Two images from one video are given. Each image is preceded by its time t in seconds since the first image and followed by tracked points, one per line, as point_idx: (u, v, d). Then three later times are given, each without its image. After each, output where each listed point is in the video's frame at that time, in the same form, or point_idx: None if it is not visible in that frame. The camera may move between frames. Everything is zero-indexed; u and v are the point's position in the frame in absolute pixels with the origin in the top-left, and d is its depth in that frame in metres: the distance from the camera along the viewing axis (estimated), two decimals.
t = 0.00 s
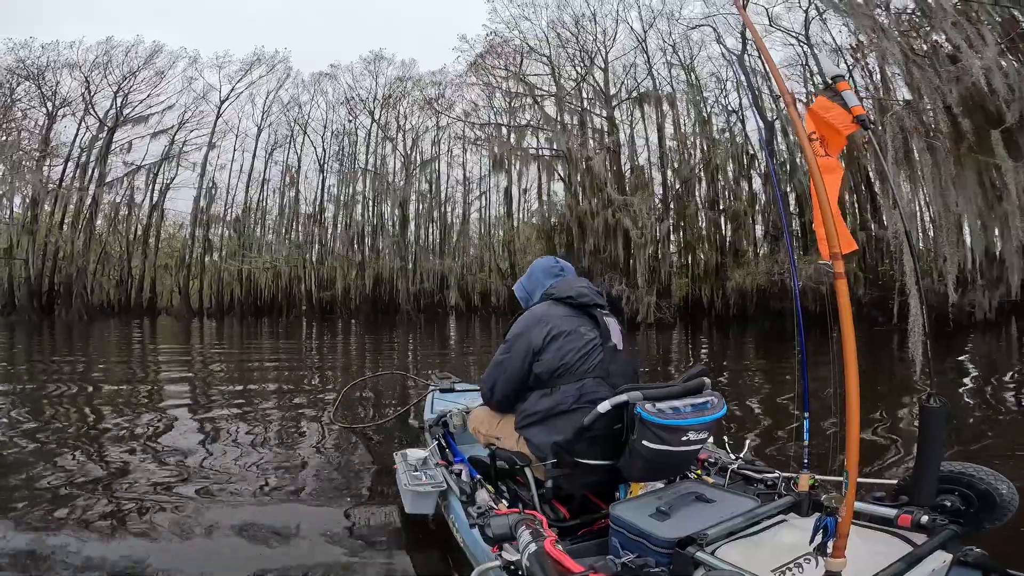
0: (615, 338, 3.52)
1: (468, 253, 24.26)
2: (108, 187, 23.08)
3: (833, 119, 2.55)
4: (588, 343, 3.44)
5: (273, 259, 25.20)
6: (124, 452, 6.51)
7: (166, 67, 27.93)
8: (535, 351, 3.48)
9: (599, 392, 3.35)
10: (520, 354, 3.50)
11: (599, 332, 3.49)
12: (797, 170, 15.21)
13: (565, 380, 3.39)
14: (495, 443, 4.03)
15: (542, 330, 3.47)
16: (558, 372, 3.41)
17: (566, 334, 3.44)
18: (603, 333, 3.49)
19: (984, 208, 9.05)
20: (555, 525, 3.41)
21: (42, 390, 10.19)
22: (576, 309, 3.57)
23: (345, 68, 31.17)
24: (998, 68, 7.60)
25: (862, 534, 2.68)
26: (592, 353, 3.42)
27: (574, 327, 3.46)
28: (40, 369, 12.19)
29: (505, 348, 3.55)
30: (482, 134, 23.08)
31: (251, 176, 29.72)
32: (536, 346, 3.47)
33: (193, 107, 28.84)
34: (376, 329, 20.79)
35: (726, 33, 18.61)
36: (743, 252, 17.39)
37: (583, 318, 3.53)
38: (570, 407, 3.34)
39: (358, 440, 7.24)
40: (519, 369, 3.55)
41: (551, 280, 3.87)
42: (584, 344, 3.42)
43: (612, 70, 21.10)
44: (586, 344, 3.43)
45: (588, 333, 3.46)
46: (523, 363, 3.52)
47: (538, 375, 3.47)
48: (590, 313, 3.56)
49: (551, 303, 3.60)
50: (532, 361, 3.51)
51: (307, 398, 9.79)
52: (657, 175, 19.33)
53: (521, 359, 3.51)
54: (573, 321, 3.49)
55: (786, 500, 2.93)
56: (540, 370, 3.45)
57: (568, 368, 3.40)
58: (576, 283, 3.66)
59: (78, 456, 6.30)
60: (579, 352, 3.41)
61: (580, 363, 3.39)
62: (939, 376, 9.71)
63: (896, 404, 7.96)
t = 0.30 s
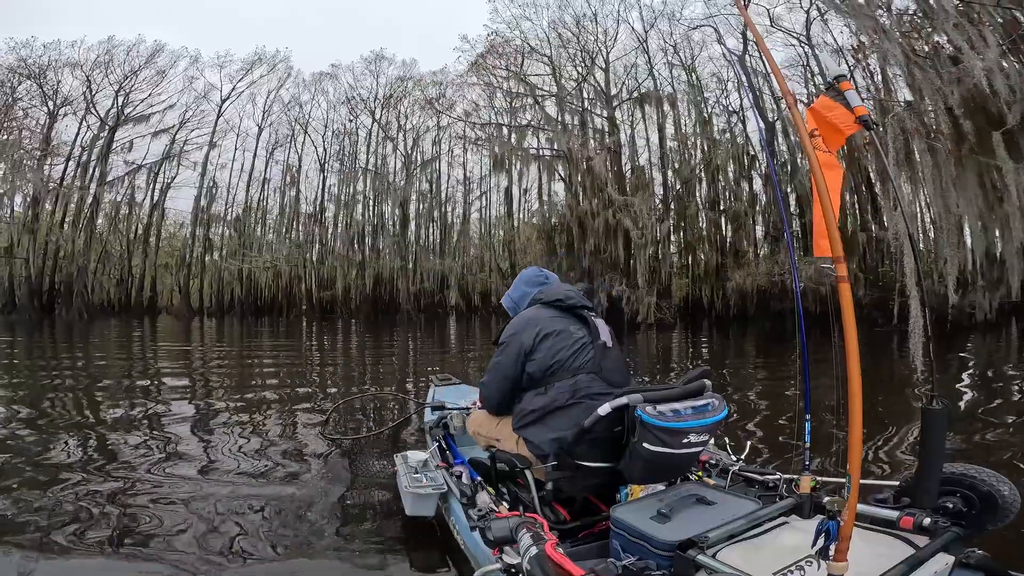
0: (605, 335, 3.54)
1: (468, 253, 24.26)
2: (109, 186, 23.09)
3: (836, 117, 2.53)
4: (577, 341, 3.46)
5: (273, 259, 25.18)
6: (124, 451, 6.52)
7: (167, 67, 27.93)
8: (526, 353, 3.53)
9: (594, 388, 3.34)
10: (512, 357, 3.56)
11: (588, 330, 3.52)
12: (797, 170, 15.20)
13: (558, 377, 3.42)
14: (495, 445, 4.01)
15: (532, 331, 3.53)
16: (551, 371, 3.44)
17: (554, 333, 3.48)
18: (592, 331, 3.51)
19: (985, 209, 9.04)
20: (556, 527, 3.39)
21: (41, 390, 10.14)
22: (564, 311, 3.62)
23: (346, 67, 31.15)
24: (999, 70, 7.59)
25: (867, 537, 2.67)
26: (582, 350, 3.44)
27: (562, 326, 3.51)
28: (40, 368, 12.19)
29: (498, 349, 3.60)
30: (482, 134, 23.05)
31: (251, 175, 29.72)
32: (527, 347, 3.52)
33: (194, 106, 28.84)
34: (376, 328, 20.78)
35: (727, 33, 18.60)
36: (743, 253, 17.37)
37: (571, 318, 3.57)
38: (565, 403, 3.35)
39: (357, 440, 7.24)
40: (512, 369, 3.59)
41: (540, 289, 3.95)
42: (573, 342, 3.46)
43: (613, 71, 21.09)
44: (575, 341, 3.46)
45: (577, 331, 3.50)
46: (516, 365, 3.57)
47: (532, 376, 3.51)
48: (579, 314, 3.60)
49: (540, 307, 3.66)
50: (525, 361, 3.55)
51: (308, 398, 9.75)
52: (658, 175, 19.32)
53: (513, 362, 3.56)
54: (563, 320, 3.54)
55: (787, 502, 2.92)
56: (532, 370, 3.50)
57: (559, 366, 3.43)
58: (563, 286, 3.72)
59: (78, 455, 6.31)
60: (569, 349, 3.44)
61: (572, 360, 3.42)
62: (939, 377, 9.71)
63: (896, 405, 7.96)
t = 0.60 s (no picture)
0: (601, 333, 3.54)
1: (468, 254, 24.28)
2: (109, 187, 23.10)
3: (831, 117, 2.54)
4: (573, 339, 3.47)
5: (273, 259, 25.19)
6: (126, 450, 6.53)
7: (168, 67, 27.94)
8: (524, 354, 3.54)
9: (594, 384, 3.32)
10: (510, 358, 3.57)
11: (584, 329, 3.53)
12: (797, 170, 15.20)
13: (557, 374, 3.42)
14: (496, 445, 4.02)
15: (526, 332, 3.55)
16: (549, 370, 3.45)
17: (550, 334, 3.50)
18: (588, 331, 3.52)
19: (985, 209, 9.04)
20: (557, 526, 3.39)
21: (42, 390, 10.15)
22: (559, 311, 3.63)
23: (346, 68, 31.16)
24: (1001, 70, 7.57)
25: (868, 536, 2.67)
26: (579, 348, 3.45)
27: (558, 326, 3.52)
28: (41, 368, 12.19)
29: (497, 350, 3.63)
30: (482, 134, 23.04)
31: (252, 176, 29.74)
32: (524, 348, 3.53)
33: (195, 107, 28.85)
34: (377, 329, 20.81)
35: (727, 34, 18.60)
36: (744, 253, 17.38)
37: (567, 318, 3.58)
38: (565, 399, 3.35)
39: (358, 440, 7.25)
40: (510, 371, 3.60)
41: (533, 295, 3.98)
42: (569, 341, 3.46)
43: (612, 71, 21.10)
44: (571, 340, 3.47)
45: (572, 331, 3.51)
46: (514, 366, 3.58)
47: (530, 376, 3.52)
48: (574, 314, 3.61)
49: (535, 309, 3.69)
50: (523, 362, 3.56)
51: (309, 399, 9.74)
52: (658, 175, 19.34)
53: (511, 363, 3.58)
54: (558, 320, 3.56)
55: (788, 500, 2.92)
56: (530, 370, 3.51)
57: (557, 364, 3.43)
58: (557, 290, 3.75)
59: (81, 454, 6.32)
60: (565, 348, 3.44)
61: (569, 357, 3.42)
62: (939, 376, 9.73)
63: (896, 405, 7.96)
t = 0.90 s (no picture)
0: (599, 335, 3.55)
1: (469, 254, 24.30)
2: (110, 187, 23.13)
3: (835, 118, 2.54)
4: (572, 340, 3.48)
5: (273, 259, 25.20)
6: (127, 451, 6.54)
7: (168, 68, 27.95)
8: (522, 354, 3.54)
9: (592, 383, 3.32)
10: (509, 358, 3.56)
11: (582, 331, 3.54)
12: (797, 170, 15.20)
13: (556, 374, 3.41)
14: (494, 445, 4.02)
15: (526, 333, 3.55)
16: (548, 369, 3.44)
17: (550, 333, 3.50)
18: (586, 333, 3.54)
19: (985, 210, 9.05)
20: (554, 528, 3.39)
21: (43, 390, 10.15)
22: (557, 313, 3.65)
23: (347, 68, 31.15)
24: (1001, 70, 7.57)
25: (865, 539, 2.69)
26: (578, 348, 3.45)
27: (557, 326, 3.53)
28: (42, 369, 12.19)
29: (495, 351, 3.61)
30: (483, 134, 23.04)
31: (252, 176, 29.75)
32: (523, 347, 3.53)
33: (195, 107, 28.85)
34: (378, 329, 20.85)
35: (728, 34, 18.61)
36: (744, 253, 17.39)
37: (565, 320, 3.60)
38: (564, 399, 3.34)
39: (358, 440, 7.25)
40: (509, 372, 3.59)
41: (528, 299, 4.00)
42: (568, 341, 3.47)
43: (613, 71, 21.12)
44: (570, 341, 3.48)
45: (571, 331, 3.52)
46: (512, 366, 3.57)
47: (529, 376, 3.51)
48: (572, 317, 3.63)
49: (533, 311, 3.70)
50: (522, 363, 3.56)
51: (309, 399, 9.74)
52: (658, 175, 19.35)
53: (509, 363, 3.57)
54: (557, 321, 3.57)
55: (786, 503, 2.92)
56: (528, 370, 3.50)
57: (556, 364, 3.43)
58: (555, 293, 3.77)
59: (82, 455, 6.33)
60: (564, 348, 3.44)
61: (568, 357, 3.41)
62: (938, 377, 9.74)
63: (895, 405, 7.97)
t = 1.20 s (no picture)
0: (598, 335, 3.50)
1: (469, 255, 24.32)
2: (110, 188, 23.12)
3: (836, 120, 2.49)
4: (569, 343, 3.46)
5: (274, 260, 25.20)
6: (128, 452, 6.53)
7: (168, 68, 27.94)
8: (520, 356, 3.55)
9: (590, 387, 3.30)
10: (507, 360, 3.59)
11: (580, 332, 3.50)
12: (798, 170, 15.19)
13: (553, 378, 3.41)
14: (495, 446, 4.01)
15: (522, 335, 3.56)
16: (544, 372, 3.44)
17: (547, 336, 3.49)
18: (585, 334, 3.49)
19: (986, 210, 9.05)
20: (556, 528, 3.38)
21: (44, 391, 10.15)
22: (555, 314, 3.63)
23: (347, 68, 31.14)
24: (1003, 70, 7.56)
25: (868, 539, 2.65)
26: (575, 351, 3.43)
27: (554, 328, 3.52)
28: (42, 370, 12.18)
29: (493, 353, 3.64)
30: (483, 135, 23.03)
31: (252, 176, 29.75)
32: (520, 350, 3.54)
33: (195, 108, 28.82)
34: (378, 329, 20.86)
35: (728, 34, 18.62)
36: (744, 253, 17.39)
37: (562, 321, 3.57)
38: (562, 403, 3.34)
39: (359, 441, 7.25)
40: (508, 373, 3.62)
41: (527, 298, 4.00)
42: (564, 344, 3.45)
43: (613, 71, 21.13)
44: (566, 343, 3.45)
45: (567, 333, 3.50)
46: (510, 368, 3.60)
47: (527, 379, 3.52)
48: (570, 317, 3.60)
49: (531, 312, 3.70)
50: (520, 364, 3.57)
51: (310, 399, 9.78)
52: (659, 176, 19.35)
53: (507, 366, 3.59)
54: (554, 323, 3.55)
55: (787, 503, 2.92)
56: (525, 372, 3.52)
57: (553, 368, 3.42)
58: (555, 292, 3.74)
59: (83, 455, 6.33)
60: (560, 352, 3.43)
61: (566, 360, 3.40)
62: (939, 376, 9.73)
63: (896, 405, 7.97)
